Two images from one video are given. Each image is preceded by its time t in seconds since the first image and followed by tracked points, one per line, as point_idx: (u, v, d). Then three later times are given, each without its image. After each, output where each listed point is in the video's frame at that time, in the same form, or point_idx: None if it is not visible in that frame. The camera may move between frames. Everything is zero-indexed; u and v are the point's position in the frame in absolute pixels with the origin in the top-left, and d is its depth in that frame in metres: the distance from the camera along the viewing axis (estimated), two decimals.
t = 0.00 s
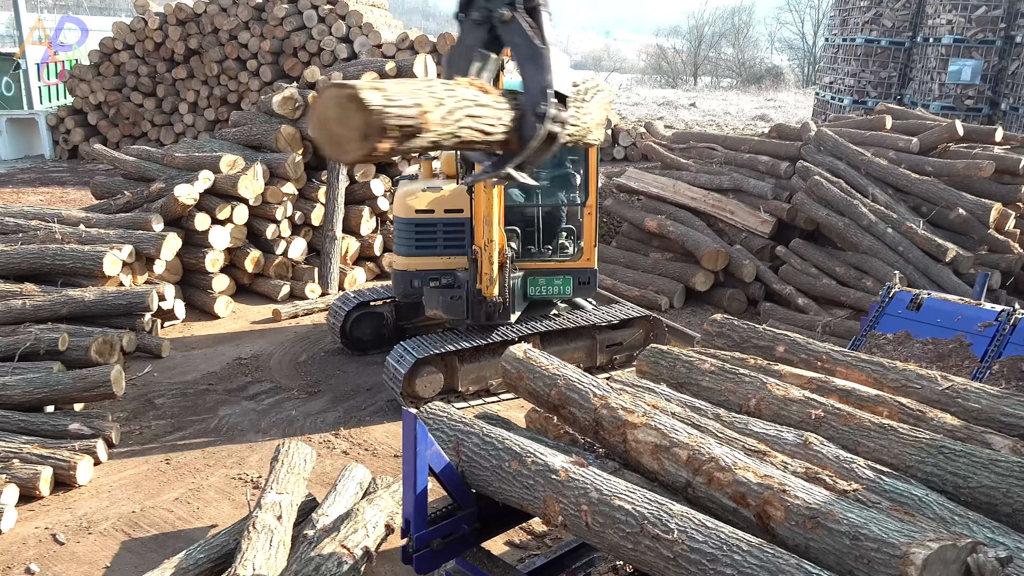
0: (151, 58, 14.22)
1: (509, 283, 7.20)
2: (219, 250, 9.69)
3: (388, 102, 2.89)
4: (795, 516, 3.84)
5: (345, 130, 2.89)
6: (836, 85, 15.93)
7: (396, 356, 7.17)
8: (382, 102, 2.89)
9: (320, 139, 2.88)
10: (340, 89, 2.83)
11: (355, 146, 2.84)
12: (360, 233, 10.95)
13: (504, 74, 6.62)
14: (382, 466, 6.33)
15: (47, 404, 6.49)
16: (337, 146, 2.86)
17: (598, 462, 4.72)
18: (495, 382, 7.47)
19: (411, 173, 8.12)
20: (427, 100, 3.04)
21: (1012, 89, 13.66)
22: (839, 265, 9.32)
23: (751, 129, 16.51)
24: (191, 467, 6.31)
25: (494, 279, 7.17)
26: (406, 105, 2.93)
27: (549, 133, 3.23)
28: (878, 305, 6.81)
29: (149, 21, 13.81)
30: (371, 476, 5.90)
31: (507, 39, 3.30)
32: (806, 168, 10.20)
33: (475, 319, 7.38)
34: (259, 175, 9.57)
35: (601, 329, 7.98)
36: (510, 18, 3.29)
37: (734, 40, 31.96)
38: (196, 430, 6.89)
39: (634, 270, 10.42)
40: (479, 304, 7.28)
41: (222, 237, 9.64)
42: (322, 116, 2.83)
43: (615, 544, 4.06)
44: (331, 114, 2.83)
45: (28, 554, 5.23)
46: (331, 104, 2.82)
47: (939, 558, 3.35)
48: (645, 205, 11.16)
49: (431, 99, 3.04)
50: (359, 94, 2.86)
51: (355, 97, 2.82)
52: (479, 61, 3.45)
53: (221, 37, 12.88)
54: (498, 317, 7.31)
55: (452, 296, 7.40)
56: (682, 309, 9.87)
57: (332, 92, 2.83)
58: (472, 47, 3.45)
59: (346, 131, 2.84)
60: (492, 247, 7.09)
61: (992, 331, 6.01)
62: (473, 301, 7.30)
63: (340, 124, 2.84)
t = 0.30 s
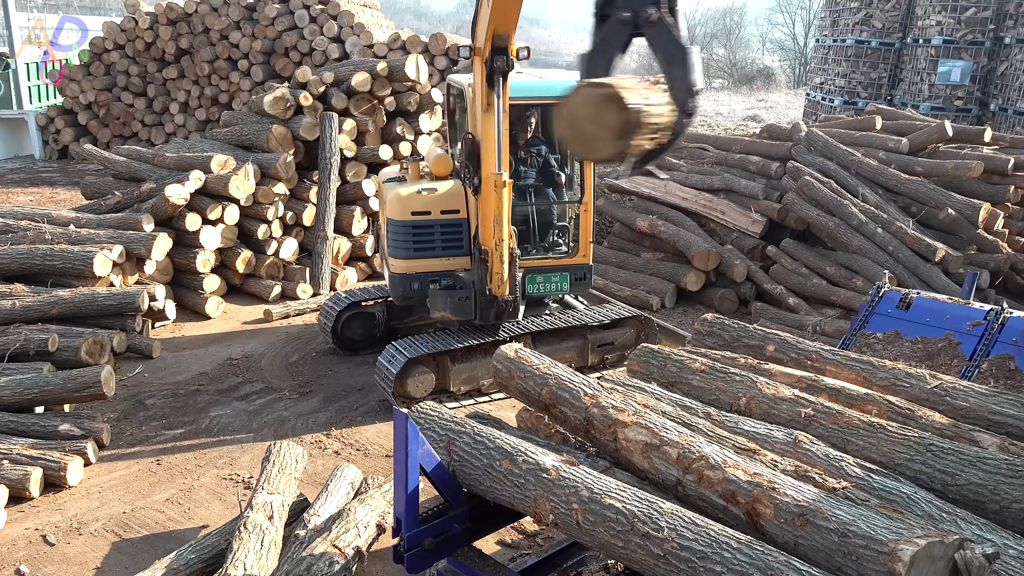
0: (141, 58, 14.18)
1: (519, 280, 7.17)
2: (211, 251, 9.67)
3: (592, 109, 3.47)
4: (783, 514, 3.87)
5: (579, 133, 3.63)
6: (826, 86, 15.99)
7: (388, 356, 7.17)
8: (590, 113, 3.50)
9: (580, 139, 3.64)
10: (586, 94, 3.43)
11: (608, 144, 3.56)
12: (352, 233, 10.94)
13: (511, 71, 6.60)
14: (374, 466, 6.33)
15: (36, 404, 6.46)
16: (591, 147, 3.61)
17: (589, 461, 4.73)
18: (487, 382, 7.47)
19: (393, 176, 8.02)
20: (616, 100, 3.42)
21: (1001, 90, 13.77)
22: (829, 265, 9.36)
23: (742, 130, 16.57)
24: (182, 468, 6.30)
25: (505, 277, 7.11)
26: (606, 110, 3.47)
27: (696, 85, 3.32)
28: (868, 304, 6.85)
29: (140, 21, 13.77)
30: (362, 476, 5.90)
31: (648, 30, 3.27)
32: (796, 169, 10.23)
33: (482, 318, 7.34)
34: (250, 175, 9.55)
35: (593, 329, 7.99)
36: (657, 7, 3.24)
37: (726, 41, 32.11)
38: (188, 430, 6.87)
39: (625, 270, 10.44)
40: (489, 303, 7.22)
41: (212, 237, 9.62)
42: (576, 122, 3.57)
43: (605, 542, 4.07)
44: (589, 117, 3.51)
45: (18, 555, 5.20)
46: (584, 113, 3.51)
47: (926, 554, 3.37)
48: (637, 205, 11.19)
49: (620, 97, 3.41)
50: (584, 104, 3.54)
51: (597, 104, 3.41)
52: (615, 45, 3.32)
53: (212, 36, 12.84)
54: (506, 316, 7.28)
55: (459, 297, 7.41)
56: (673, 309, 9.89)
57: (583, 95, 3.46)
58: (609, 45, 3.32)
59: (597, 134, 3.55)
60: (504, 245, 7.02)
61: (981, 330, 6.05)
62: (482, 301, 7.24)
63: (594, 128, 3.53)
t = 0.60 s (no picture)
0: (128, 55, 14.09)
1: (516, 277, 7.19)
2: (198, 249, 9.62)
3: (727, 95, 3.54)
4: (769, 508, 3.89)
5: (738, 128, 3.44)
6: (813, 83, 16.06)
7: (376, 354, 7.17)
8: (725, 100, 3.53)
9: (825, 139, 3.12)
10: (841, 88, 3.10)
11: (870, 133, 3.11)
12: (340, 231, 10.93)
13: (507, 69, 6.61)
14: (362, 463, 6.32)
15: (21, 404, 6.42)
16: (852, 136, 3.09)
17: (576, 457, 4.75)
18: (476, 379, 7.47)
19: (379, 175, 7.95)
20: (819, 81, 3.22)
21: (986, 87, 13.96)
22: (816, 262, 9.41)
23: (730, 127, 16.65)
24: (170, 467, 6.28)
25: (503, 273, 7.10)
26: (738, 95, 3.48)
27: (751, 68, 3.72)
28: (854, 301, 6.91)
29: (126, 18, 13.69)
30: (351, 473, 5.89)
31: (721, 27, 3.66)
32: (783, 166, 10.27)
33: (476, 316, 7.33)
34: (237, 173, 9.52)
35: (581, 326, 7.99)
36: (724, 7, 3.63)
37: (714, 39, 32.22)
38: (175, 429, 6.85)
39: (614, 268, 10.46)
40: (489, 299, 7.21)
41: (199, 235, 9.59)
42: (832, 119, 3.08)
43: (592, 537, 4.09)
44: (850, 107, 3.07)
45: (4, 555, 5.18)
46: (839, 98, 3.08)
47: (909, 547, 3.40)
48: (626, 203, 11.21)
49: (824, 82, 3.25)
50: (819, 88, 3.17)
51: (870, 89, 3.07)
52: (691, 35, 3.52)
53: (198, 34, 12.76)
54: (502, 313, 7.28)
55: (455, 294, 7.32)
56: (661, 306, 9.92)
57: (830, 88, 3.12)
58: (687, 42, 3.52)
59: (857, 125, 3.08)
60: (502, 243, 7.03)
61: (965, 325, 6.10)
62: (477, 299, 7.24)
63: (853, 120, 3.08)
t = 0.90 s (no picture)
0: (111, 51, 13.98)
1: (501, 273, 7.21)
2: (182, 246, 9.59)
3: (713, 91, 3.65)
4: (752, 502, 3.91)
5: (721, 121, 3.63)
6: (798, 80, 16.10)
7: (362, 351, 7.16)
8: (714, 95, 3.61)
9: (875, 126, 3.27)
10: (890, 79, 3.25)
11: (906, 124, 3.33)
12: (326, 228, 10.90)
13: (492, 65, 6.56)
14: (348, 461, 6.31)
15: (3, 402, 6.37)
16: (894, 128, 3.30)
17: (561, 453, 4.76)
18: (462, 376, 7.46)
19: (364, 171, 7.93)
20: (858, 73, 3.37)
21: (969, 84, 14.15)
22: (801, 258, 9.45)
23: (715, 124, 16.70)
24: (154, 465, 6.24)
25: (488, 270, 7.14)
26: (724, 91, 3.62)
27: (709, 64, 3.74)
28: (838, 297, 6.95)
29: (109, 14, 13.59)
30: (336, 471, 5.88)
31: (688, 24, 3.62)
32: (768, 162, 10.31)
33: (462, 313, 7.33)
34: (222, 170, 9.47)
35: (567, 323, 8.00)
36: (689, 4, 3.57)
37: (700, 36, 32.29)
38: (159, 427, 6.82)
39: (600, 264, 10.48)
40: (471, 297, 7.22)
41: (184, 232, 9.54)
42: (884, 109, 3.23)
43: (577, 533, 4.09)
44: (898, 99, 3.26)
45: None
46: (889, 90, 3.23)
47: (890, 540, 3.43)
48: (612, 199, 11.22)
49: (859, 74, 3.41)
50: (866, 79, 3.31)
51: (911, 83, 3.26)
52: (668, 28, 3.49)
53: (182, 30, 12.68)
54: (487, 309, 7.29)
55: (440, 292, 7.31)
56: (648, 302, 9.95)
57: (880, 79, 3.26)
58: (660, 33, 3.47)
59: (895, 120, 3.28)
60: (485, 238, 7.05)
61: (948, 320, 6.14)
62: (461, 296, 7.24)
63: (894, 112, 3.27)
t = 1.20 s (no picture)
0: (93, 49, 13.87)
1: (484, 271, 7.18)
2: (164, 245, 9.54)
3: (667, 86, 4.12)
4: (733, 499, 3.92)
5: (670, 114, 4.09)
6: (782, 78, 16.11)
7: (345, 349, 7.13)
8: (665, 91, 4.10)
9: (821, 119, 3.52)
10: (838, 74, 3.49)
11: (857, 119, 3.55)
12: (310, 226, 10.86)
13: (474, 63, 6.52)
14: (332, 460, 6.29)
15: None
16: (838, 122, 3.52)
17: (544, 451, 4.76)
18: (446, 374, 7.45)
19: (348, 169, 7.90)
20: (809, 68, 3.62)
21: (951, 83, 14.27)
22: (784, 255, 9.49)
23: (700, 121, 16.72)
24: (136, 465, 6.21)
25: (470, 268, 7.09)
26: (676, 86, 4.09)
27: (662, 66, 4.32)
28: (821, 294, 7.00)
29: (90, 10, 13.47)
30: (319, 470, 5.86)
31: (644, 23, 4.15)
32: (751, 160, 10.35)
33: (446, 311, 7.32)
34: (204, 168, 9.40)
35: (551, 320, 8.00)
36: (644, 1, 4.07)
37: (685, 34, 32.34)
38: (141, 427, 6.77)
39: (585, 262, 10.49)
40: (455, 295, 7.21)
41: (166, 230, 9.48)
42: (830, 102, 3.47)
43: (559, 530, 4.10)
44: (846, 94, 3.50)
45: None
46: (833, 84, 3.48)
47: (871, 537, 3.45)
48: (597, 197, 11.24)
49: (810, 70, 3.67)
50: (815, 73, 3.56)
51: (861, 77, 3.49)
52: (628, 25, 3.95)
53: (165, 26, 12.58)
54: (470, 308, 7.28)
55: (424, 289, 7.30)
56: (632, 299, 9.97)
57: (827, 73, 3.51)
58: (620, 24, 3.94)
59: (842, 114, 3.52)
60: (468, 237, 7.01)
61: (929, 317, 6.19)
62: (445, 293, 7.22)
63: (841, 105, 3.51)
